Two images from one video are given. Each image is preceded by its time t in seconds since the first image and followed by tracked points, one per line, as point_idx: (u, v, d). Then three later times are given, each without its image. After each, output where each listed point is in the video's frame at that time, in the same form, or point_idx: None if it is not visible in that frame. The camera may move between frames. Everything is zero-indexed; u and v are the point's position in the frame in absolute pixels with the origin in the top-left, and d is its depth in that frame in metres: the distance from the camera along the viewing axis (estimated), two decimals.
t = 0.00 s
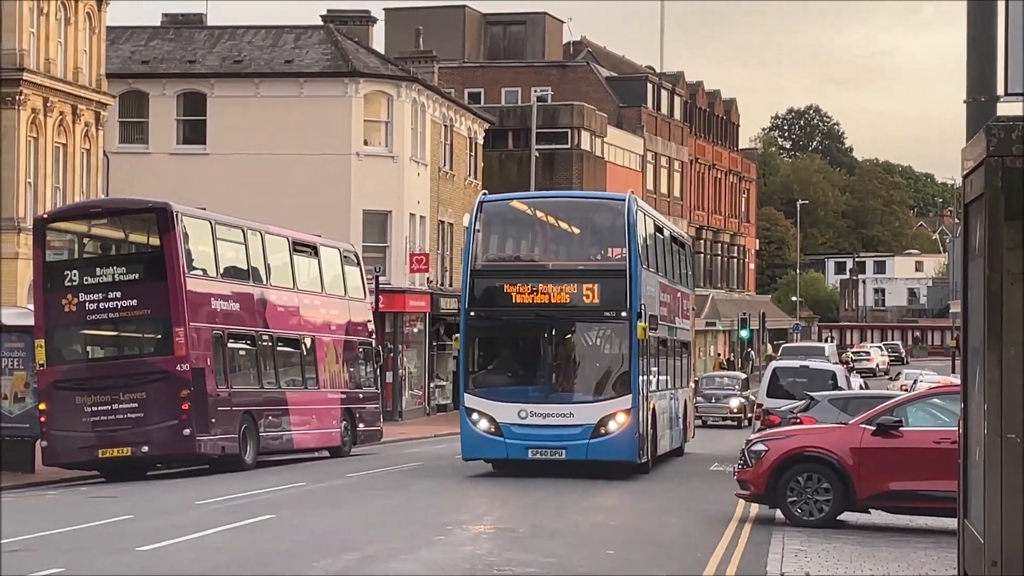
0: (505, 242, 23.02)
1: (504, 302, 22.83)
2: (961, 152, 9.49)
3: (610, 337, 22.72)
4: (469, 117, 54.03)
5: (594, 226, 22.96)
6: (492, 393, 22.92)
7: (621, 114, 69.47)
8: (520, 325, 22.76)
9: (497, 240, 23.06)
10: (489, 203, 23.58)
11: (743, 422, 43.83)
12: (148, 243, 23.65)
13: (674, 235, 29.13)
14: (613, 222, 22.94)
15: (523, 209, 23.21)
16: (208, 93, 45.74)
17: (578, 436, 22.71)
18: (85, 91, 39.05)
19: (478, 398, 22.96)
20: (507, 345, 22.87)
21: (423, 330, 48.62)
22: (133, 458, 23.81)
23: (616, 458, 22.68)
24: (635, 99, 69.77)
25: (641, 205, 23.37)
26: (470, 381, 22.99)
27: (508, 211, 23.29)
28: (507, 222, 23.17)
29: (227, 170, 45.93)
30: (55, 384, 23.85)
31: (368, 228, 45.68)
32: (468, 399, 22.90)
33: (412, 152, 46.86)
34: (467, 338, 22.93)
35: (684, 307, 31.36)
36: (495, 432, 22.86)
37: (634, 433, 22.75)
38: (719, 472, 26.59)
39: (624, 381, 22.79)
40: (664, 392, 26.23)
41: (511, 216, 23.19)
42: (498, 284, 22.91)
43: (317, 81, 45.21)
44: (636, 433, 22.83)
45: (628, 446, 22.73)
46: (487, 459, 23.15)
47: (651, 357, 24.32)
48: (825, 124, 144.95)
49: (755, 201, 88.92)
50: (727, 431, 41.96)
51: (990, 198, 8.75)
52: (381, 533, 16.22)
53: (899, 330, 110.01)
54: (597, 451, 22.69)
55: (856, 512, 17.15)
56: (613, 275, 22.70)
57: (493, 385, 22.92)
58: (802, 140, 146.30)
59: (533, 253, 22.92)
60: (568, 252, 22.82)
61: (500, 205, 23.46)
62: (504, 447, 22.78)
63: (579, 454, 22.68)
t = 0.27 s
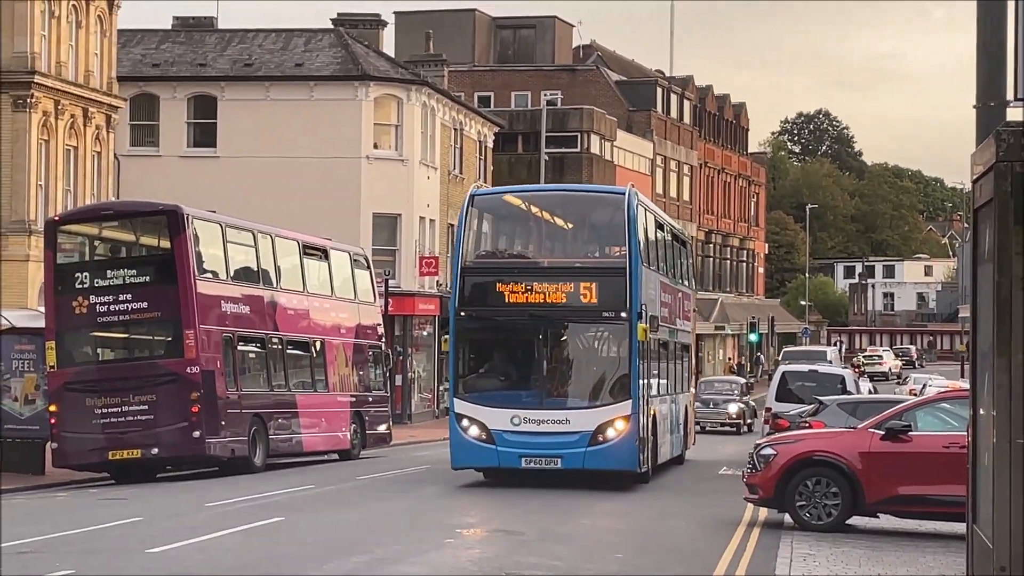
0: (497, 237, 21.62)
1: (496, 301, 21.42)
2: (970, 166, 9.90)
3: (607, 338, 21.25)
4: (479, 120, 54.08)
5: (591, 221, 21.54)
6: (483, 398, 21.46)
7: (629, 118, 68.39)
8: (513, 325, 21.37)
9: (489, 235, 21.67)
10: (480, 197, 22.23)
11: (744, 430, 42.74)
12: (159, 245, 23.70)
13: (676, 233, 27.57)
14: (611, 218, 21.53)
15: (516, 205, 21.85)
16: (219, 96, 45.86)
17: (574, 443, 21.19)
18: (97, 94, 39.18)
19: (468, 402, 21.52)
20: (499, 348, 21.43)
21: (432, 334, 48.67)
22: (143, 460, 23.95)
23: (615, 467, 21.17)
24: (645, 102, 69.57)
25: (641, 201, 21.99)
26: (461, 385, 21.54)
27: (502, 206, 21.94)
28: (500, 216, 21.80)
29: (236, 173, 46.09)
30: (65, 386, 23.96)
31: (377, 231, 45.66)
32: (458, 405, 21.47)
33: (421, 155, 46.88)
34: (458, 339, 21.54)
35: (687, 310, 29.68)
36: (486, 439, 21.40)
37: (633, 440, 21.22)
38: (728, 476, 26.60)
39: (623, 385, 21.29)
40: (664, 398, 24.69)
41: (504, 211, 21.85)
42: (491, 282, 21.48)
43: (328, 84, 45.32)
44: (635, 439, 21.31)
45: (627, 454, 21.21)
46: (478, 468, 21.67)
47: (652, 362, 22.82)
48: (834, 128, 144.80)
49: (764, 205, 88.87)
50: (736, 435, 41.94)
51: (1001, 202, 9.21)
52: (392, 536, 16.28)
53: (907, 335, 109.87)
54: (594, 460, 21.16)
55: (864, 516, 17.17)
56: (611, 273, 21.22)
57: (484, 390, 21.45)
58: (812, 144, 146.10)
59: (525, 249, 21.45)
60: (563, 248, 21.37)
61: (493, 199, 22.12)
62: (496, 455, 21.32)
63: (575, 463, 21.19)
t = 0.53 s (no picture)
0: (486, 229, 19.99)
1: (485, 296, 19.76)
2: (981, 160, 9.56)
3: (604, 337, 19.58)
4: (487, 121, 54.09)
5: (587, 212, 19.95)
6: (470, 399, 19.74)
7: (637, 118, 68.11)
8: (503, 321, 19.69)
9: (477, 226, 20.05)
10: (469, 187, 20.63)
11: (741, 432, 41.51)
12: (167, 245, 23.69)
13: (676, 227, 26.01)
14: (608, 209, 19.98)
15: (506, 196, 20.31)
16: (227, 96, 45.91)
17: (568, 447, 19.47)
18: (104, 94, 39.23)
19: (454, 403, 19.79)
20: (489, 346, 19.74)
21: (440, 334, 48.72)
22: (150, 460, 23.97)
23: (613, 473, 19.43)
24: (653, 103, 69.56)
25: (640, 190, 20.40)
26: (446, 385, 19.82)
27: (492, 196, 20.37)
28: (489, 207, 20.21)
29: (244, 173, 46.14)
30: (73, 385, 23.98)
31: (385, 232, 45.72)
32: (444, 406, 19.77)
33: (429, 156, 46.87)
34: (444, 336, 19.84)
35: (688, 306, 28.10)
36: (473, 442, 19.67)
37: (631, 445, 19.50)
38: (736, 477, 26.59)
39: (621, 386, 19.58)
40: (663, 400, 23.01)
41: (493, 202, 20.28)
42: (478, 276, 19.85)
43: (335, 84, 45.34)
44: (634, 445, 19.57)
45: (626, 459, 19.45)
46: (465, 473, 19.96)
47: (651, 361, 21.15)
48: (843, 129, 144.60)
49: (773, 206, 88.81)
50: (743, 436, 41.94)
51: (1011, 203, 8.83)
52: (399, 536, 16.26)
53: (915, 336, 109.75)
54: (589, 465, 19.43)
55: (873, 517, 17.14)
56: (607, 268, 19.61)
57: (471, 390, 19.73)
58: (820, 145, 145.93)
59: (516, 243, 19.84)
60: (555, 241, 19.76)
61: (483, 188, 20.54)
62: (484, 460, 19.59)
63: (570, 469, 19.47)
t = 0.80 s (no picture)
0: (472, 217, 18.23)
1: (471, 288, 18.01)
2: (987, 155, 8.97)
3: (600, 335, 17.84)
4: (492, 118, 54.11)
5: (581, 200, 18.25)
6: (453, 400, 17.93)
7: (643, 116, 68.62)
8: (489, 316, 17.93)
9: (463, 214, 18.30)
10: (454, 172, 18.89)
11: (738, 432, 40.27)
12: (172, 242, 23.70)
13: (674, 218, 24.39)
14: (604, 196, 18.29)
15: (493, 182, 18.62)
16: (232, 93, 45.97)
17: (560, 453, 17.67)
18: (110, 91, 39.28)
19: (435, 405, 17.97)
20: (474, 343, 17.96)
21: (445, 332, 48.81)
22: (155, 456, 24.00)
23: (608, 482, 17.68)
24: (659, 101, 69.61)
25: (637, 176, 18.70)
26: (427, 385, 18.02)
27: (479, 182, 18.66)
28: (476, 194, 18.48)
29: (249, 171, 46.22)
30: (78, 382, 23.98)
31: (390, 230, 45.54)
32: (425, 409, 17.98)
33: (434, 153, 46.82)
34: (425, 331, 18.08)
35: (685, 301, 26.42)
36: (455, 447, 17.88)
37: (628, 451, 17.74)
38: (740, 475, 26.59)
39: (617, 388, 17.82)
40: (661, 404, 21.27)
41: (480, 188, 18.57)
42: (461, 268, 18.12)
43: (340, 82, 45.36)
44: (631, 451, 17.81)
45: (622, 467, 17.69)
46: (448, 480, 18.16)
47: (648, 360, 19.39)
48: (849, 127, 144.48)
49: (778, 204, 88.82)
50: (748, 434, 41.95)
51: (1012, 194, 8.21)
52: (404, 533, 16.27)
53: (920, 335, 109.70)
54: (581, 473, 17.68)
55: (877, 515, 17.14)
56: (602, 260, 17.89)
57: (454, 391, 17.92)
58: (826, 143, 145.80)
59: (504, 233, 18.10)
60: (547, 232, 18.01)
61: (469, 173, 18.81)
62: (468, 467, 17.80)
63: (561, 477, 17.69)
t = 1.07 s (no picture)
0: (456, 204, 16.89)
1: (454, 278, 16.67)
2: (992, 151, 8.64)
3: (593, 329, 16.50)
4: (496, 114, 54.09)
5: (574, 185, 16.91)
6: (434, 398, 16.55)
7: (647, 111, 68.20)
8: (473, 308, 16.59)
9: (445, 199, 16.94)
10: (437, 153, 17.50)
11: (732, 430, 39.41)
12: (176, 238, 23.72)
13: (668, 204, 23.28)
14: (597, 182, 16.97)
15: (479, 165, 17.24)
16: (236, 88, 46.03)
17: (549, 455, 16.30)
18: (114, 86, 39.31)
19: (415, 402, 16.59)
20: (457, 338, 16.62)
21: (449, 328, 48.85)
22: (159, 451, 23.98)
23: (601, 486, 16.29)
24: (663, 97, 69.54)
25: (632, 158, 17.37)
26: (407, 381, 16.64)
27: (464, 166, 17.29)
28: (460, 178, 17.12)
29: (253, 166, 46.28)
30: (81, 377, 23.94)
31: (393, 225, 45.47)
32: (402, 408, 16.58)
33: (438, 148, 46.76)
34: (404, 324, 16.72)
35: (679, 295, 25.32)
36: (436, 448, 16.49)
37: (622, 453, 16.38)
38: (744, 471, 26.55)
39: (611, 385, 16.47)
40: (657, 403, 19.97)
41: (464, 171, 17.21)
42: (443, 257, 16.76)
43: (344, 77, 45.35)
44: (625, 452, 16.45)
45: (615, 470, 16.33)
46: (428, 484, 16.75)
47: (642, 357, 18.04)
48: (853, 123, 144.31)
49: (782, 199, 88.78)
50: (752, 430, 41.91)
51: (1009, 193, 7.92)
52: (407, 529, 16.26)
53: (924, 330, 109.63)
54: (572, 477, 16.30)
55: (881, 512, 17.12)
56: (595, 249, 16.54)
57: (435, 388, 16.56)
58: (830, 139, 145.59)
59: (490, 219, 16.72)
60: (535, 218, 16.64)
61: (453, 155, 17.43)
62: (450, 470, 16.41)
63: (550, 480, 16.31)
